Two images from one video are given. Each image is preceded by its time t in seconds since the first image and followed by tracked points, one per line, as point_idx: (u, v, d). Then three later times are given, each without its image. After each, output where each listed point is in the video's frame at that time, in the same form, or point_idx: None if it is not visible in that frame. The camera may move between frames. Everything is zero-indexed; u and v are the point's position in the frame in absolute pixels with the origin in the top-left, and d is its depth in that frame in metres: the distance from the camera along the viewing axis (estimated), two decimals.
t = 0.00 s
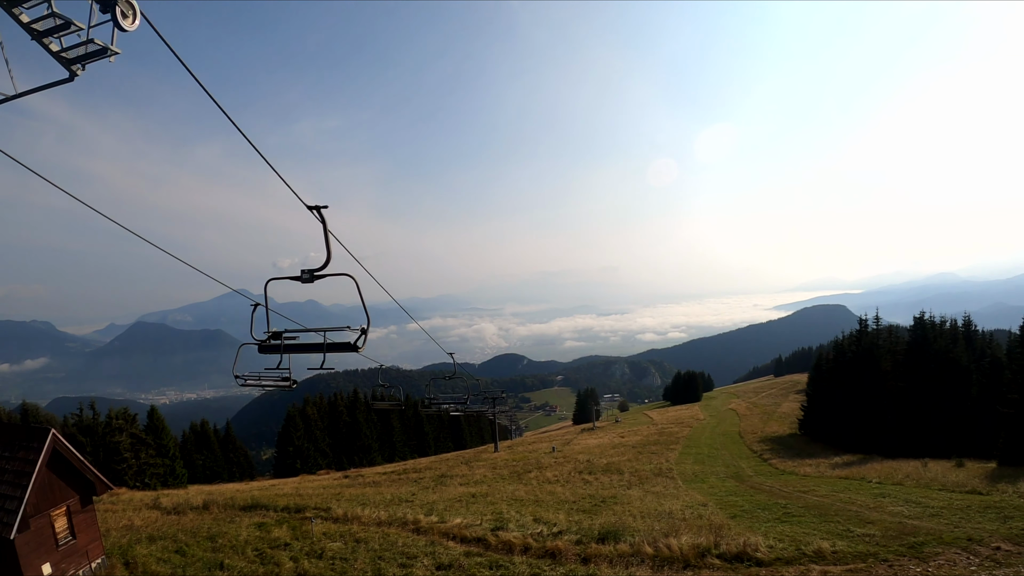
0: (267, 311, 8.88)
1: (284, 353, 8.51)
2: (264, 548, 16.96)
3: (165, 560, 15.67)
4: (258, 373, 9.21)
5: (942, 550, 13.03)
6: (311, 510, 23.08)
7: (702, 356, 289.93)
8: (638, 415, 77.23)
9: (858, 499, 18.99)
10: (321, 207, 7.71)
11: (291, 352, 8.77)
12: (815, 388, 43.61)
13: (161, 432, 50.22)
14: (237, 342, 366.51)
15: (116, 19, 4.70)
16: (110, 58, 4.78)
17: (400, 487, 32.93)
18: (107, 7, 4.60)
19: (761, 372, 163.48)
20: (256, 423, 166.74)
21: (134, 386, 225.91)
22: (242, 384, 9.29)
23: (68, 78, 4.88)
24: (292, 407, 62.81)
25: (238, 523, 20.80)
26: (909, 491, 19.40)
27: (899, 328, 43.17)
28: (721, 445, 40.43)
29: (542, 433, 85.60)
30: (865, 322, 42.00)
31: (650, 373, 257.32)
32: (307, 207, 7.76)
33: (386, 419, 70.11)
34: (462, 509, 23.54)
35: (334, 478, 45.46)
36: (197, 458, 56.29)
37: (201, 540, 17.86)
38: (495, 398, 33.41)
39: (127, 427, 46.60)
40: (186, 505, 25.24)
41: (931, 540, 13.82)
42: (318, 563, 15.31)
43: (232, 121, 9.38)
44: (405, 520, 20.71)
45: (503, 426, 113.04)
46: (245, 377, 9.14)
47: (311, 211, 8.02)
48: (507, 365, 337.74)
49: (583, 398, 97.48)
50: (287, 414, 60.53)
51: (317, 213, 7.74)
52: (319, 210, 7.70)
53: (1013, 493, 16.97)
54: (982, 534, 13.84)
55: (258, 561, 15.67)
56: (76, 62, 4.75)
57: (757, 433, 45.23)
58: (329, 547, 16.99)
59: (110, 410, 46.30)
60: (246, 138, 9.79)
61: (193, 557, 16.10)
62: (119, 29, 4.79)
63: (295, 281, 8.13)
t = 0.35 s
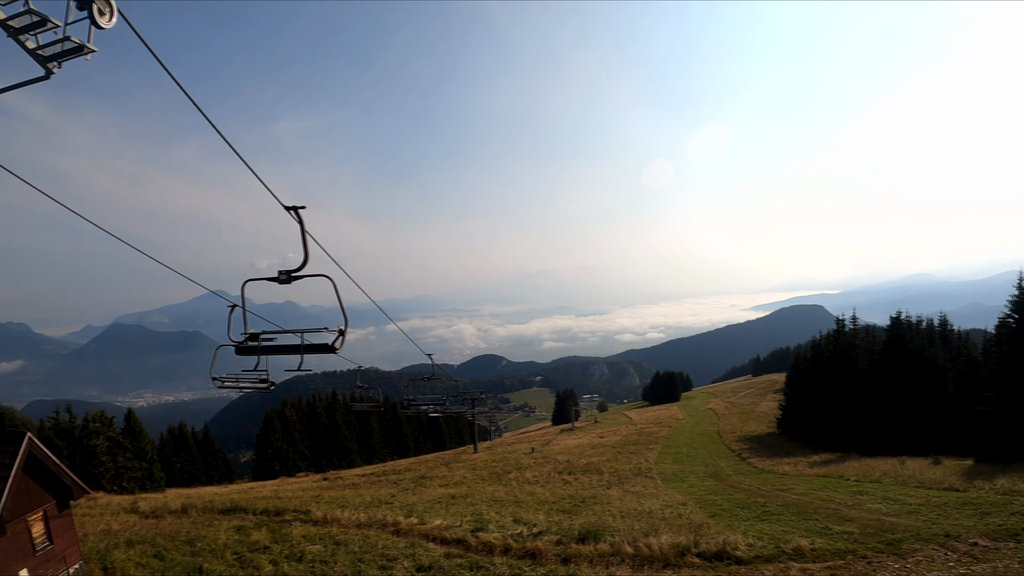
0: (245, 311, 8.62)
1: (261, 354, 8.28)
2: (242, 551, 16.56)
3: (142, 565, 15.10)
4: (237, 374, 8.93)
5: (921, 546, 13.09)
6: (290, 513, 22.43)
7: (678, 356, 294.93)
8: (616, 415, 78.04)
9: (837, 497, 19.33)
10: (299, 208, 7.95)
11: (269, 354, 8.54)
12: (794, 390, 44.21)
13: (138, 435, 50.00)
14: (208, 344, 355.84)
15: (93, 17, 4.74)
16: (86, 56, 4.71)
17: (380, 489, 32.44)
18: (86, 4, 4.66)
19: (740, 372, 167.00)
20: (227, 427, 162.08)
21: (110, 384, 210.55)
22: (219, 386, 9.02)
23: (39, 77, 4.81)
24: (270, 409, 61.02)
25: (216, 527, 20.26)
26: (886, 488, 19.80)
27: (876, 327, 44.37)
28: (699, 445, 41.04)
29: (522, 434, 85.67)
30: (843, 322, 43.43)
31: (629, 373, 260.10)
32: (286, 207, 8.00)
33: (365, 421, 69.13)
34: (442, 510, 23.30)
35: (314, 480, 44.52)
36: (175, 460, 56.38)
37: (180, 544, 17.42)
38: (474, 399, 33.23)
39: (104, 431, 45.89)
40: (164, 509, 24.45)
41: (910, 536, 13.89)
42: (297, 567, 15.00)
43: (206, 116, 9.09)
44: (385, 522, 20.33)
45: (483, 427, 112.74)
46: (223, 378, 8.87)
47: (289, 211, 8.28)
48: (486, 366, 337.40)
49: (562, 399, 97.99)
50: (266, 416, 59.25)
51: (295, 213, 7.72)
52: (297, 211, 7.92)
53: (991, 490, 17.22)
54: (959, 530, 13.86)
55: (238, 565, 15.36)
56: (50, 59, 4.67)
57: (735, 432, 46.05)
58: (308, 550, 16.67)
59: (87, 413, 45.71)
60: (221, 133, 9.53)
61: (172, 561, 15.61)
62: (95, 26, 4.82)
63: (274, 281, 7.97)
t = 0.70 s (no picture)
0: (220, 312, 8.31)
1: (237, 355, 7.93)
2: (220, 554, 16.38)
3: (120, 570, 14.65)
4: (213, 376, 8.65)
5: (898, 544, 13.25)
6: (269, 515, 21.86)
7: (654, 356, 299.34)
8: (595, 415, 78.67)
9: (815, 496, 19.78)
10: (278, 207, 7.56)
11: (246, 355, 8.19)
12: (772, 391, 45.11)
13: (115, 437, 48.99)
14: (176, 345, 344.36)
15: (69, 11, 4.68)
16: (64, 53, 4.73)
17: (358, 490, 31.89)
18: None
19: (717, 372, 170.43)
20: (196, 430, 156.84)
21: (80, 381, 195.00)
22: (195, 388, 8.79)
23: (18, 74, 4.79)
24: (248, 410, 59.49)
25: (195, 529, 19.65)
26: (864, 487, 20.34)
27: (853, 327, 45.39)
28: (676, 444, 41.70)
29: (502, 434, 85.61)
30: (821, 322, 44.57)
31: (608, 373, 262.69)
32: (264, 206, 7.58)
33: (343, 422, 68.09)
34: (421, 511, 23.01)
35: (294, 481, 43.67)
36: (151, 463, 55.26)
37: (158, 547, 17.03)
38: (452, 399, 32.88)
39: (80, 432, 45.47)
40: (142, 512, 23.61)
41: (887, 533, 14.07)
42: (273, 571, 14.78)
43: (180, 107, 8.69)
44: (364, 523, 19.91)
45: (462, 428, 112.22)
46: (199, 378, 8.64)
47: (266, 209, 7.90)
48: (463, 367, 335.97)
49: (541, 399, 98.26)
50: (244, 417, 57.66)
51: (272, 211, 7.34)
52: (275, 210, 7.55)
53: (967, 486, 17.43)
54: (936, 527, 13.98)
55: (215, 568, 15.19)
56: (29, 56, 4.66)
57: (712, 432, 46.62)
58: (287, 552, 16.47)
59: (62, 415, 45.64)
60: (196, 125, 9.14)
61: (150, 564, 15.28)
62: (72, 21, 4.79)
63: (249, 282, 7.74)
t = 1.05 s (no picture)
0: (198, 312, 8.05)
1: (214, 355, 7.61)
2: (199, 556, 15.75)
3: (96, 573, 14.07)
4: (191, 377, 8.36)
5: (875, 542, 13.60)
6: (247, 516, 21.23)
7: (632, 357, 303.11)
8: (575, 416, 79.15)
9: (793, 495, 20.26)
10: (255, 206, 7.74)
11: (223, 355, 7.89)
12: (750, 389, 46.32)
13: (91, 437, 49.47)
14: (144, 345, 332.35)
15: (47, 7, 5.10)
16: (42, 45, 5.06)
17: (337, 491, 31.19)
18: None
19: (695, 372, 173.66)
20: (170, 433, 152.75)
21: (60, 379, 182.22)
22: (173, 389, 8.54)
23: None
24: (226, 411, 58.53)
25: (173, 531, 18.89)
26: (841, 486, 20.90)
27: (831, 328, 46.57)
28: (656, 444, 42.25)
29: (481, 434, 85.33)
30: (798, 323, 45.88)
31: (587, 374, 264.57)
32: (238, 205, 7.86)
33: (322, 423, 66.95)
34: (400, 512, 22.63)
35: (273, 482, 42.48)
36: (129, 464, 57.04)
37: (135, 550, 16.40)
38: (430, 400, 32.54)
39: (57, 434, 44.64)
40: (118, 515, 22.69)
41: (865, 532, 14.41)
42: (251, 573, 14.32)
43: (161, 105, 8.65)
44: (343, 524, 19.53)
45: (441, 429, 111.42)
46: (177, 378, 8.41)
47: (245, 209, 7.96)
48: (442, 368, 333.85)
49: (520, 399, 98.31)
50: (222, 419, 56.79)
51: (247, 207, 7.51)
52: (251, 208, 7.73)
53: (943, 486, 17.95)
54: (913, 525, 14.35)
55: (192, 570, 14.59)
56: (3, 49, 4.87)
57: (691, 433, 47.16)
58: (264, 554, 15.95)
59: (39, 416, 43.88)
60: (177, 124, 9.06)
61: (128, 567, 14.71)
62: (50, 17, 5.20)
63: (228, 282, 7.64)
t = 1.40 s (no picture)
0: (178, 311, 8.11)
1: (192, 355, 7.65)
2: (180, 559, 15.22)
3: None
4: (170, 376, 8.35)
5: (857, 539, 13.96)
6: (228, 518, 20.66)
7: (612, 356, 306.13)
8: (556, 415, 79.51)
9: (774, 493, 20.69)
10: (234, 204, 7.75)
11: (203, 355, 7.95)
12: (732, 388, 47.16)
13: (71, 440, 48.17)
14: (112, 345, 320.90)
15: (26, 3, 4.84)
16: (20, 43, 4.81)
17: (317, 492, 30.49)
18: None
19: (676, 372, 176.46)
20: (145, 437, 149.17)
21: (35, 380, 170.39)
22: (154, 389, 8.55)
23: None
24: (206, 411, 57.77)
25: (154, 534, 18.21)
26: (823, 484, 21.43)
27: (810, 328, 47.68)
28: (639, 443, 42.73)
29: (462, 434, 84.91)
30: (780, 323, 47.02)
31: (568, 373, 266.12)
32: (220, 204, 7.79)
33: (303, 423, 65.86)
34: (381, 512, 22.30)
35: (254, 483, 41.48)
36: (109, 466, 57.82)
37: (116, 552, 15.73)
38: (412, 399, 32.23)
39: (36, 435, 45.31)
40: (99, 517, 21.84)
41: (846, 529, 14.79)
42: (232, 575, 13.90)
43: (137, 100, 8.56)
44: (324, 524, 19.10)
45: (423, 429, 110.61)
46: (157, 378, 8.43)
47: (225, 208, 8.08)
48: (423, 368, 331.40)
49: (501, 399, 98.19)
50: (203, 419, 56.26)
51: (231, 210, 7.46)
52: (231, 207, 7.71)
53: (924, 484, 18.55)
54: (893, 523, 14.81)
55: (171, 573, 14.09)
56: None
57: (672, 432, 47.60)
58: (246, 556, 15.56)
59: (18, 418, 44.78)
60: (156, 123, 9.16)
61: (108, 571, 14.04)
62: (31, 13, 4.96)
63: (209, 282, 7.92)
